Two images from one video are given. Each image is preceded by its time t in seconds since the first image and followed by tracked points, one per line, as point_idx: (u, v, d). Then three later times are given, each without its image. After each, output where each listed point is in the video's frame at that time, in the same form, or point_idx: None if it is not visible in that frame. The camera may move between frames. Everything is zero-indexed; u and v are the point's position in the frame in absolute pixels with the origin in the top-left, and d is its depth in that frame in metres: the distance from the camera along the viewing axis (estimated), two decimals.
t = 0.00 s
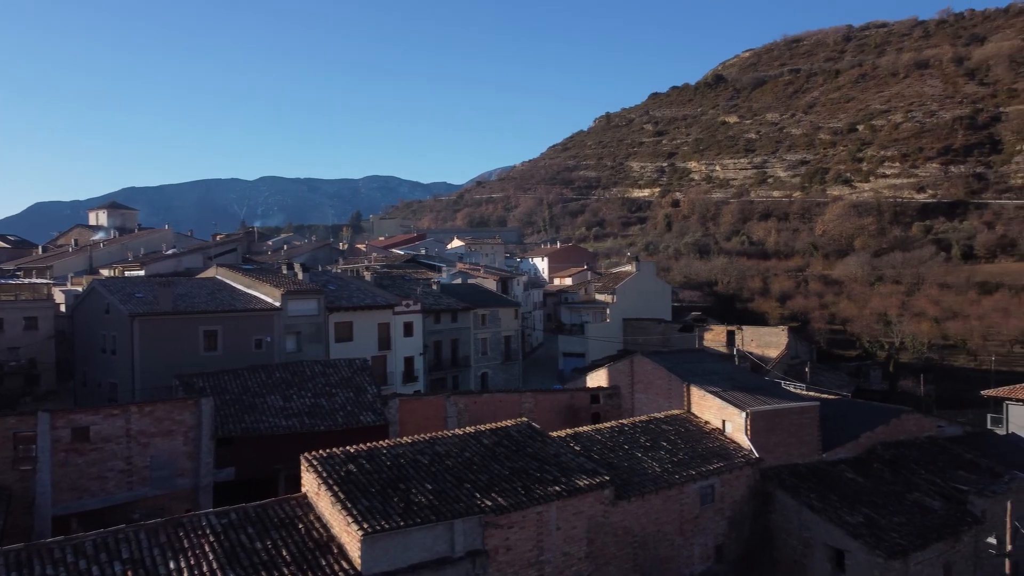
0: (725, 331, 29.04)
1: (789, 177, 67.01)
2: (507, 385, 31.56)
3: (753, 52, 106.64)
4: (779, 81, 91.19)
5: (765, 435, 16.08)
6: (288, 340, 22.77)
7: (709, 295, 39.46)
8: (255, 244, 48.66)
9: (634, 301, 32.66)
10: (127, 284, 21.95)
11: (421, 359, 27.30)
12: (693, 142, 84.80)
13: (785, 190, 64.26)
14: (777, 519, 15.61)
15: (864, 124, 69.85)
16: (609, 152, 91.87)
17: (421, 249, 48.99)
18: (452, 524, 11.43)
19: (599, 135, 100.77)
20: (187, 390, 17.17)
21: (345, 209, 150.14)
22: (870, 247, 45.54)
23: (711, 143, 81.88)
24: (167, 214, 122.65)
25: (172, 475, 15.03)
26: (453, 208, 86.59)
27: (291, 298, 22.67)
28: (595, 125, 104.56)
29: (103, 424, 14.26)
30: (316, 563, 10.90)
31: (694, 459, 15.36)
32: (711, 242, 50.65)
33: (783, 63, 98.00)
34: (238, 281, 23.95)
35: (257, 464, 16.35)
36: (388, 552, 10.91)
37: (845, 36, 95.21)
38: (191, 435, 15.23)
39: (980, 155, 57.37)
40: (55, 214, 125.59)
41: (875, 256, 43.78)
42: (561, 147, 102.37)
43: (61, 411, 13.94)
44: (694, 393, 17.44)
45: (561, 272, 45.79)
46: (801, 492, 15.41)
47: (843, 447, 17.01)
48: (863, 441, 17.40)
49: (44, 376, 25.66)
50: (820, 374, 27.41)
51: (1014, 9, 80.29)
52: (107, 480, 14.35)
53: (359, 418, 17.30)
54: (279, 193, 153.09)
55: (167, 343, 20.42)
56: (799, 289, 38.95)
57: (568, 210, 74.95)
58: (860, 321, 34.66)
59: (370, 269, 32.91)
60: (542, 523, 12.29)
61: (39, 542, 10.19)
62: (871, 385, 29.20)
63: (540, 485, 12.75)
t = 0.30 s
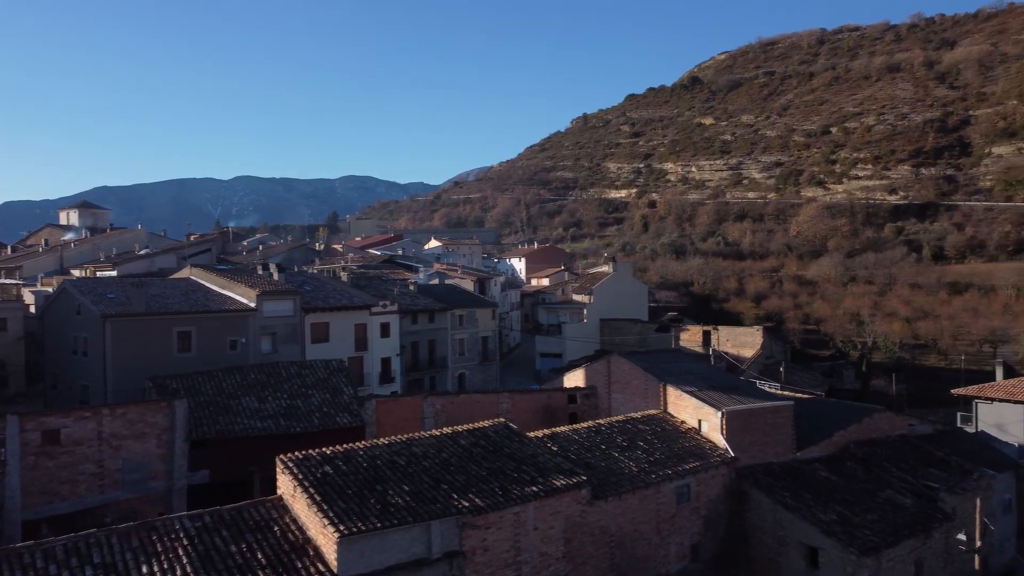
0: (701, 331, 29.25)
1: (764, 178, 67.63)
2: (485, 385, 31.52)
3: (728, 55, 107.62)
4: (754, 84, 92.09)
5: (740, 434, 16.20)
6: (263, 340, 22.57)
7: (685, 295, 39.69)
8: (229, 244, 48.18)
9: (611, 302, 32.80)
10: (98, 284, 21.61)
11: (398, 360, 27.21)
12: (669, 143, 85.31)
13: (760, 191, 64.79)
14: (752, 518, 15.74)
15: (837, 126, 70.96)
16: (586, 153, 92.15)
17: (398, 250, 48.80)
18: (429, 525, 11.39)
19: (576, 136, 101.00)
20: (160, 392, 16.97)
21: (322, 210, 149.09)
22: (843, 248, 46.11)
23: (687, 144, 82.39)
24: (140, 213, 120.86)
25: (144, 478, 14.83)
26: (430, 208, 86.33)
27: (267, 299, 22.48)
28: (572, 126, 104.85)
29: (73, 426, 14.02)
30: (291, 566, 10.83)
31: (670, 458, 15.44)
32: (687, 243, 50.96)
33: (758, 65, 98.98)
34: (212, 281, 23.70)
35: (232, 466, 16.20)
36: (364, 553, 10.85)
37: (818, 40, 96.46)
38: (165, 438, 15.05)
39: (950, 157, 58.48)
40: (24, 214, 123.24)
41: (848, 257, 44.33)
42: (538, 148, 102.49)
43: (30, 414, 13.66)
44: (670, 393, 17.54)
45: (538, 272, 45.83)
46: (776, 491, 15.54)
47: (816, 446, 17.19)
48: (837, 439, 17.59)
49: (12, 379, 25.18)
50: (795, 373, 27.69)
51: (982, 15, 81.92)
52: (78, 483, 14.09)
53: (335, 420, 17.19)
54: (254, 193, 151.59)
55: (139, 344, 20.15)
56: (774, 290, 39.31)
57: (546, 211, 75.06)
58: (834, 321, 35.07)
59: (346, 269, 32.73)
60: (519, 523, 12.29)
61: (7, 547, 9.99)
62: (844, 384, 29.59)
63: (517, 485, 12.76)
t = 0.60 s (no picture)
0: (677, 331, 29.42)
1: (739, 180, 68.19)
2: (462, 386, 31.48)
3: (704, 57, 108.47)
4: (729, 86, 92.91)
5: (716, 434, 16.32)
6: (238, 341, 22.34)
7: (662, 296, 39.89)
8: (203, 244, 47.69)
9: (588, 302, 32.89)
10: (69, 285, 21.27)
11: (375, 361, 27.09)
12: (646, 144, 85.75)
13: (735, 192, 65.28)
14: (727, 516, 15.86)
15: (811, 128, 71.87)
16: (564, 154, 92.34)
17: (375, 250, 48.61)
18: (406, 526, 11.35)
19: (553, 137, 101.17)
20: (132, 393, 16.74)
21: (298, 210, 147.95)
22: (816, 249, 46.64)
23: (663, 145, 82.87)
24: (111, 212, 119.01)
25: (117, 481, 14.63)
26: (407, 208, 86.02)
27: (241, 299, 22.27)
28: (549, 127, 105.01)
29: (43, 429, 13.75)
30: (267, 569, 10.74)
31: (647, 458, 15.51)
32: (664, 243, 51.23)
33: (733, 67, 99.87)
34: (186, 282, 23.44)
35: (206, 468, 16.03)
36: (341, 555, 10.79)
37: (792, 43, 97.62)
38: (138, 440, 14.86)
39: (921, 159, 59.50)
40: None
41: (822, 257, 44.85)
42: (516, 148, 102.54)
43: None
44: (647, 393, 17.63)
45: (516, 273, 45.86)
46: (751, 490, 15.67)
47: (791, 445, 17.36)
48: (811, 438, 17.78)
49: None
50: (770, 373, 27.95)
51: (952, 20, 83.44)
52: (49, 487, 13.83)
53: (311, 421, 17.08)
54: (228, 192, 150.04)
55: (111, 346, 19.87)
56: (749, 290, 39.64)
57: (523, 211, 75.11)
58: (808, 321, 35.43)
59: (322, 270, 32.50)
60: (496, 524, 12.28)
61: None
62: (818, 383, 29.94)
63: (494, 485, 12.75)
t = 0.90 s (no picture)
0: (653, 331, 29.58)
1: (714, 180, 68.70)
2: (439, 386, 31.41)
3: (680, 59, 109.24)
4: (705, 87, 93.64)
5: (692, 433, 16.42)
6: (212, 343, 22.12)
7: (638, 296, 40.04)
8: (176, 244, 47.15)
9: (565, 302, 32.96)
10: (38, 286, 20.89)
11: (351, 362, 26.95)
12: (622, 145, 86.10)
13: (711, 193, 65.70)
14: (703, 515, 15.96)
15: (785, 130, 72.68)
16: (541, 155, 92.46)
17: (351, 250, 48.38)
18: (383, 528, 11.30)
19: (530, 137, 101.24)
20: (104, 395, 16.49)
21: (273, 210, 146.66)
22: (791, 249, 47.12)
23: (639, 146, 83.26)
24: (82, 212, 117.10)
25: (88, 485, 14.42)
26: (384, 208, 85.63)
27: (216, 300, 22.04)
28: (526, 127, 105.08)
29: (13, 432, 13.47)
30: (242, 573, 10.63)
31: (624, 457, 15.57)
32: (640, 244, 51.46)
33: (709, 69, 100.65)
34: (159, 282, 23.17)
35: (179, 471, 15.85)
36: (317, 558, 10.72)
37: (767, 45, 98.68)
38: (110, 443, 14.65)
39: (893, 161, 60.47)
40: None
41: (796, 258, 45.32)
42: (493, 149, 102.48)
43: None
44: (624, 392, 17.70)
45: (493, 273, 45.84)
46: (727, 488, 15.78)
47: (765, 444, 17.52)
48: (785, 437, 17.95)
49: None
50: (745, 372, 28.21)
51: (923, 23, 84.82)
52: (18, 491, 13.55)
53: (287, 423, 16.94)
54: (202, 192, 148.35)
55: (83, 347, 19.58)
56: (724, 290, 39.95)
57: (500, 212, 75.08)
58: (783, 321, 35.79)
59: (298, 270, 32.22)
60: (473, 524, 12.26)
61: None
62: (792, 382, 30.28)
63: (471, 486, 12.73)
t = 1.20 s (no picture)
0: (630, 331, 29.70)
1: (690, 181, 69.12)
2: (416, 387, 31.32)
3: (656, 60, 109.91)
4: (681, 89, 94.30)
5: (669, 432, 16.50)
6: (186, 343, 21.87)
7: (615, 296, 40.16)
8: (149, 244, 46.55)
9: (542, 303, 32.99)
10: (7, 286, 20.50)
11: (328, 362, 26.79)
12: (599, 146, 86.40)
13: (687, 194, 66.08)
14: (679, 514, 16.06)
15: (760, 132, 73.43)
16: (518, 155, 92.46)
17: (327, 250, 48.09)
18: (360, 529, 11.24)
19: (508, 137, 101.23)
20: (75, 397, 16.24)
21: (248, 210, 145.20)
22: (765, 250, 47.57)
23: (616, 147, 83.60)
24: (52, 211, 115.02)
25: (59, 488, 14.15)
26: (361, 208, 85.14)
27: (189, 300, 21.80)
28: (503, 128, 105.05)
29: None
30: None
31: (601, 457, 15.61)
32: (617, 244, 51.62)
33: (685, 71, 101.39)
34: (131, 282, 22.89)
35: (153, 473, 15.66)
36: (292, 560, 10.63)
37: (742, 48, 99.64)
38: (81, 445, 14.41)
39: (865, 163, 61.38)
40: None
41: (770, 258, 45.77)
42: (470, 149, 102.33)
43: None
44: (601, 392, 17.75)
45: (470, 273, 45.79)
46: (702, 487, 15.88)
47: (740, 442, 17.66)
48: (760, 436, 18.10)
49: None
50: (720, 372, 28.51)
51: (894, 27, 86.08)
52: None
53: (262, 424, 16.80)
54: (176, 191, 146.45)
55: (53, 349, 19.27)
56: (700, 290, 40.21)
57: (478, 212, 74.99)
58: (758, 321, 36.11)
59: (273, 270, 31.95)
60: (450, 525, 12.24)
61: None
62: (767, 381, 30.62)
63: (449, 486, 12.70)
